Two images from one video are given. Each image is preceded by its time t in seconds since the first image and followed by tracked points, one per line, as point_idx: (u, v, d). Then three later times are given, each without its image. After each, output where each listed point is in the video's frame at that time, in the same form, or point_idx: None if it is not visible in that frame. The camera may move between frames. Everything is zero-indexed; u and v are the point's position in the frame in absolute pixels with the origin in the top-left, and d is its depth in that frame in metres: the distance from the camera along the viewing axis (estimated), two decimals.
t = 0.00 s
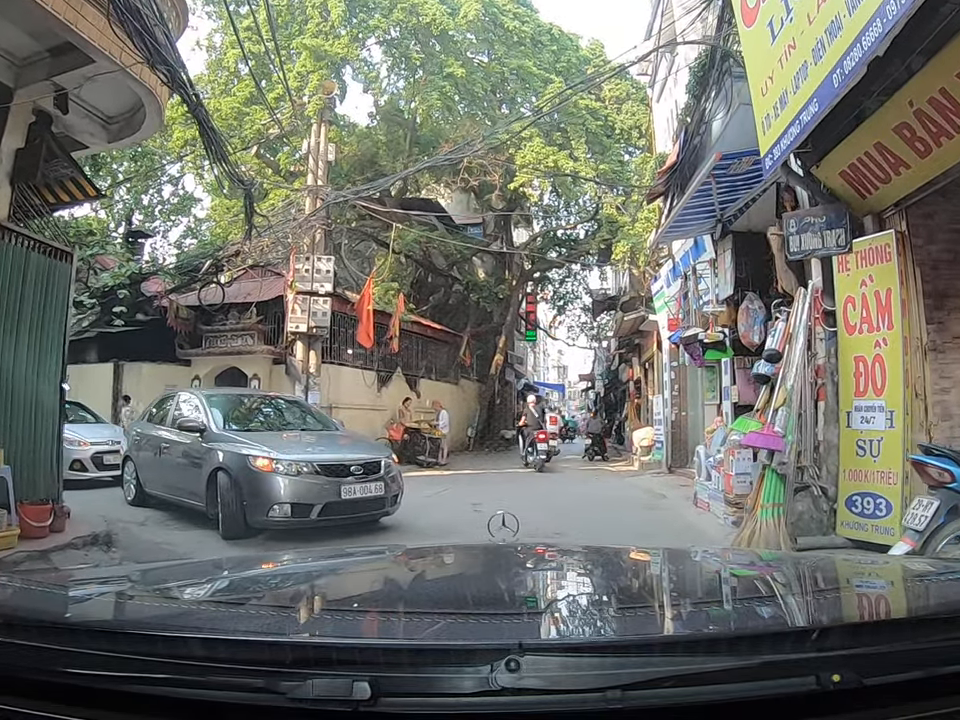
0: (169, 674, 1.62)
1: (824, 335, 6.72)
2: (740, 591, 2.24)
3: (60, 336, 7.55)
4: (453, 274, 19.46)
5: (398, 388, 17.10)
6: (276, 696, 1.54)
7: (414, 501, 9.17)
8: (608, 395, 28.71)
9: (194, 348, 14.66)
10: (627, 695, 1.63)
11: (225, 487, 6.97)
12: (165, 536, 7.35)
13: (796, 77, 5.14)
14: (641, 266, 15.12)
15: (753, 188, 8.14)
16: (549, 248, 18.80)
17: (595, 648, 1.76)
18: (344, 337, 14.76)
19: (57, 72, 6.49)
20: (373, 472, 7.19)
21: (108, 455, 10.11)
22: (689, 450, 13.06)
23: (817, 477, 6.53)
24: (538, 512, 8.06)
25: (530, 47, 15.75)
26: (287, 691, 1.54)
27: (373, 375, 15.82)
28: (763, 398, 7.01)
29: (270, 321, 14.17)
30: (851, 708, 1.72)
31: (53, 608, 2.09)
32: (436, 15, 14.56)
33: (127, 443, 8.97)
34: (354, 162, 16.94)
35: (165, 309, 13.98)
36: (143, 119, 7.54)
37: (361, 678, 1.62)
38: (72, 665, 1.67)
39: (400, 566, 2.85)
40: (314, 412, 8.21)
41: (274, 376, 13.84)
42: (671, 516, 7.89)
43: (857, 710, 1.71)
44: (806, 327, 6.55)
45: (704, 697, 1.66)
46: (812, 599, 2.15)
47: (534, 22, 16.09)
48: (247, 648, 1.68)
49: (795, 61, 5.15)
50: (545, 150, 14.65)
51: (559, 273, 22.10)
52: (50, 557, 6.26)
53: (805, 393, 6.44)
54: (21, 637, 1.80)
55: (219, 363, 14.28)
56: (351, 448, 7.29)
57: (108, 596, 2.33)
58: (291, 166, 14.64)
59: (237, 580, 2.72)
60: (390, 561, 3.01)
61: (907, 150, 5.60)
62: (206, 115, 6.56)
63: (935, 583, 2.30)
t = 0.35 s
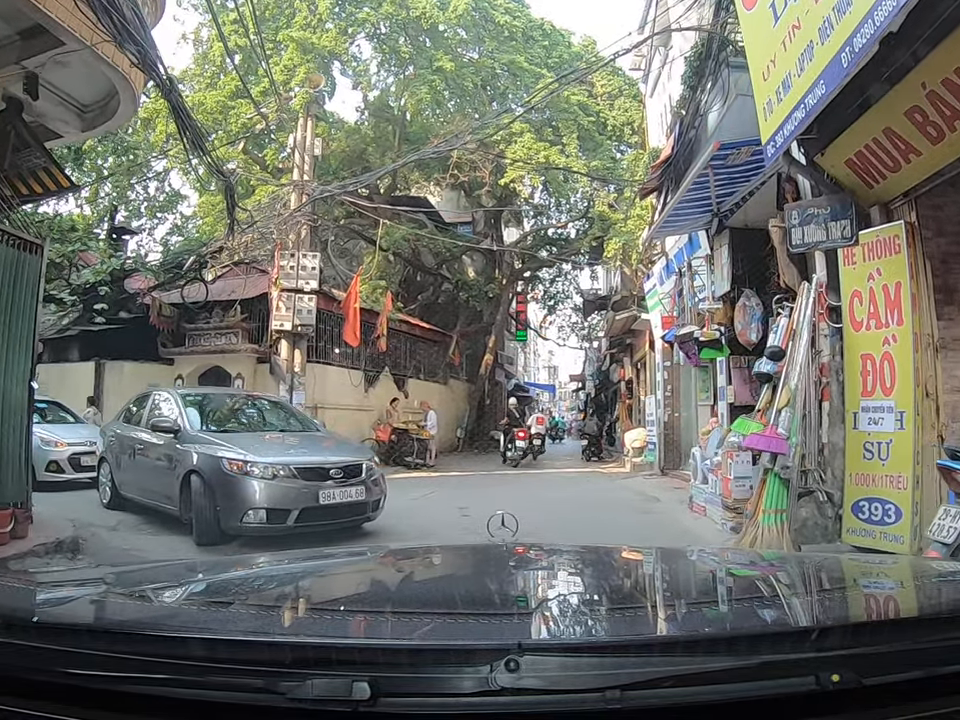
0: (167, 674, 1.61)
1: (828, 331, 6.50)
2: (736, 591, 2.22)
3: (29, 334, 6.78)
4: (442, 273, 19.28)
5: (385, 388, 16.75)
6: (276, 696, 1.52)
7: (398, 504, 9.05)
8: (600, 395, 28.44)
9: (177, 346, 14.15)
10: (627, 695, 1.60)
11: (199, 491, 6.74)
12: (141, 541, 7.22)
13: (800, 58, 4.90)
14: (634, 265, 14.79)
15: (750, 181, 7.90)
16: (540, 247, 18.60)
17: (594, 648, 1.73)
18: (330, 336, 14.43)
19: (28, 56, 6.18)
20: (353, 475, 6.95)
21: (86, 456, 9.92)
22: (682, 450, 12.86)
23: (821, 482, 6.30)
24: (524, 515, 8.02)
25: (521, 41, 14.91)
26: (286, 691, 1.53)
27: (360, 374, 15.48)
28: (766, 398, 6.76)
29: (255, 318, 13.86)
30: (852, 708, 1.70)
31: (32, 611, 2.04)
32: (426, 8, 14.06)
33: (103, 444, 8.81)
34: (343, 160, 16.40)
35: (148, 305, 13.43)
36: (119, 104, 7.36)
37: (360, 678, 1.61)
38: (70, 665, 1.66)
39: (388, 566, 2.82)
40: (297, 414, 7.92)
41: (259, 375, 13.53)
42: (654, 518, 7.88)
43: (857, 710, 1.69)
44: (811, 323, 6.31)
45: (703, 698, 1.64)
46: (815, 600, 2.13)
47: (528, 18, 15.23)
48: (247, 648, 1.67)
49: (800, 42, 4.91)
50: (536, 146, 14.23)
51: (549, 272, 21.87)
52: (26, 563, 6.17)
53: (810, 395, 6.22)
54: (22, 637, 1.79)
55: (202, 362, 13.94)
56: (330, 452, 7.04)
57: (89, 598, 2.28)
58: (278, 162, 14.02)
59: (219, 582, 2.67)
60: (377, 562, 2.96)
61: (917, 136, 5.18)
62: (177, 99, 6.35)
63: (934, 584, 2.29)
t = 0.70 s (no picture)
0: (165, 674, 1.59)
1: (834, 327, 5.99)
2: (731, 592, 2.20)
3: None
4: (430, 271, 19.12)
5: (371, 388, 16.41)
6: (276, 696, 1.51)
7: (381, 507, 8.94)
8: (589, 394, 28.21)
9: (161, 345, 13.91)
10: (627, 695, 1.57)
11: (167, 496, 6.25)
12: (116, 546, 7.09)
13: (806, 35, 4.45)
14: (625, 263, 14.50)
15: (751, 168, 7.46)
16: (530, 246, 18.67)
17: (594, 648, 1.70)
18: (316, 335, 14.16)
19: None
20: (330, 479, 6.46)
21: (61, 457, 9.74)
22: (674, 451, 12.73)
23: (828, 487, 5.77)
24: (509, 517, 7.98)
25: (511, 37, 14.34)
26: (286, 691, 1.51)
27: (345, 374, 15.17)
28: (770, 400, 6.45)
29: (237, 317, 13.27)
30: (854, 709, 1.67)
31: (12, 612, 1.99)
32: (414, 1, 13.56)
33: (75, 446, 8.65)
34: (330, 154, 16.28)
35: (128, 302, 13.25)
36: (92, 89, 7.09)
37: (358, 678, 1.59)
38: (67, 665, 1.64)
39: (374, 568, 2.78)
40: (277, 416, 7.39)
41: (241, 375, 13.00)
42: (635, 520, 7.88)
43: (859, 711, 1.67)
44: (815, 316, 6.00)
45: (705, 698, 1.61)
46: (816, 600, 2.12)
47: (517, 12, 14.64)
48: (247, 649, 1.66)
49: (806, 16, 4.46)
50: (527, 142, 13.67)
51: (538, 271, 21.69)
52: None
53: (815, 396, 5.90)
54: (19, 636, 1.76)
55: (185, 361, 13.69)
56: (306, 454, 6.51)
57: (68, 599, 2.22)
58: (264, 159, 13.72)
59: (200, 583, 2.61)
60: (362, 563, 2.91)
61: (933, 117, 4.64)
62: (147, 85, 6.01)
63: (933, 585, 2.26)
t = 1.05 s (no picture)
0: (166, 674, 1.63)
1: (842, 321, 5.69)
2: (728, 592, 2.17)
3: None
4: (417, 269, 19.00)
5: (356, 387, 16.05)
6: (275, 696, 1.54)
7: (364, 508, 8.78)
8: (578, 395, 27.86)
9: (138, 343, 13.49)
10: (626, 695, 1.56)
11: (129, 501, 5.84)
12: (89, 551, 6.98)
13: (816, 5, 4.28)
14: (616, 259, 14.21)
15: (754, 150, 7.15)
16: (518, 245, 18.84)
17: (592, 648, 1.68)
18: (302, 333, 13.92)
19: None
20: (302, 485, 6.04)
21: (32, 459, 9.53)
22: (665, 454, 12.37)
23: (837, 493, 5.54)
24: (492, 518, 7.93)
25: (500, 29, 14.54)
26: (285, 691, 1.54)
27: (329, 373, 14.74)
28: (775, 400, 6.15)
29: (217, 314, 13.04)
30: (854, 709, 1.64)
31: None
32: None
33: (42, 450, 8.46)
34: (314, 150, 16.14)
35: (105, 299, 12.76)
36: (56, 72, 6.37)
37: (358, 678, 1.60)
38: (69, 665, 1.68)
39: (358, 569, 2.72)
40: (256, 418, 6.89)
41: (221, 374, 12.84)
42: (616, 519, 7.87)
43: (859, 711, 1.64)
44: (823, 311, 5.69)
45: (702, 698, 1.59)
46: (817, 599, 2.11)
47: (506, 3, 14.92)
48: (248, 650, 1.69)
49: None
50: (515, 136, 13.73)
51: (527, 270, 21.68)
52: None
53: (825, 394, 5.67)
54: (18, 637, 1.80)
55: (164, 359, 13.25)
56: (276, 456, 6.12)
57: (44, 601, 2.18)
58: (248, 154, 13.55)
59: (180, 583, 2.56)
60: (345, 565, 2.85)
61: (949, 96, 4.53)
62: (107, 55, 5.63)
63: (934, 586, 2.23)
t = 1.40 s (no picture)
0: (164, 674, 1.58)
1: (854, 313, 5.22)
2: (724, 594, 2.13)
3: None
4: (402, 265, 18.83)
5: (338, 386, 15.84)
6: (274, 696, 1.50)
7: (346, 511, 8.66)
8: (567, 396, 27.72)
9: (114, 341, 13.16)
10: (625, 694, 1.52)
11: (82, 507, 5.36)
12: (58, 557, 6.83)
13: None
14: (606, 254, 14.04)
15: (743, 146, 6.88)
16: (505, 243, 18.73)
17: (592, 648, 1.65)
18: (283, 332, 13.67)
19: None
20: (268, 492, 5.53)
21: None
22: (656, 453, 12.22)
23: (850, 501, 5.09)
24: (474, 520, 7.86)
25: (487, 22, 13.63)
26: (285, 691, 1.51)
27: (309, 373, 14.47)
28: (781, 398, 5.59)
29: (193, 310, 12.77)
30: (853, 710, 1.61)
31: None
32: None
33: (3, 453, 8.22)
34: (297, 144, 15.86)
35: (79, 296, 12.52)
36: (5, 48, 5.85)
37: (357, 678, 1.56)
38: (66, 665, 1.62)
39: (340, 571, 2.65)
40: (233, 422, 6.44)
41: (198, 374, 12.69)
42: (599, 520, 7.89)
43: (859, 711, 1.61)
44: (833, 302, 5.15)
45: (702, 697, 1.55)
46: (817, 599, 2.09)
47: None
48: (247, 651, 1.65)
49: None
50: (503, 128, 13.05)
51: (515, 267, 21.63)
52: None
53: (836, 394, 5.08)
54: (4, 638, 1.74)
55: (140, 358, 13.00)
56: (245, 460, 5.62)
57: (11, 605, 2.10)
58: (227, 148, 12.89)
59: (157, 584, 2.50)
60: (325, 566, 2.79)
61: None
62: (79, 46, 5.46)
63: (933, 588, 2.20)
